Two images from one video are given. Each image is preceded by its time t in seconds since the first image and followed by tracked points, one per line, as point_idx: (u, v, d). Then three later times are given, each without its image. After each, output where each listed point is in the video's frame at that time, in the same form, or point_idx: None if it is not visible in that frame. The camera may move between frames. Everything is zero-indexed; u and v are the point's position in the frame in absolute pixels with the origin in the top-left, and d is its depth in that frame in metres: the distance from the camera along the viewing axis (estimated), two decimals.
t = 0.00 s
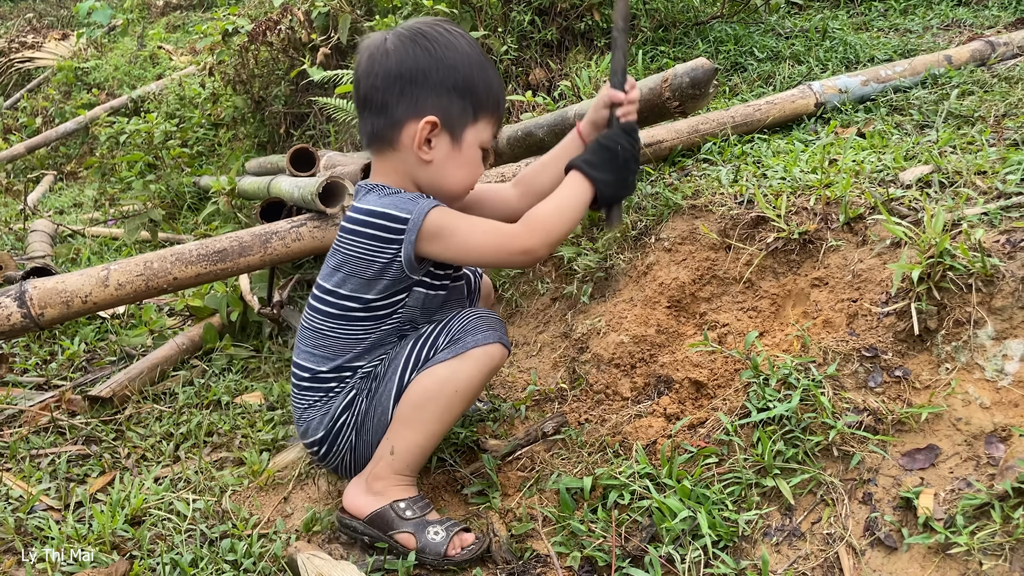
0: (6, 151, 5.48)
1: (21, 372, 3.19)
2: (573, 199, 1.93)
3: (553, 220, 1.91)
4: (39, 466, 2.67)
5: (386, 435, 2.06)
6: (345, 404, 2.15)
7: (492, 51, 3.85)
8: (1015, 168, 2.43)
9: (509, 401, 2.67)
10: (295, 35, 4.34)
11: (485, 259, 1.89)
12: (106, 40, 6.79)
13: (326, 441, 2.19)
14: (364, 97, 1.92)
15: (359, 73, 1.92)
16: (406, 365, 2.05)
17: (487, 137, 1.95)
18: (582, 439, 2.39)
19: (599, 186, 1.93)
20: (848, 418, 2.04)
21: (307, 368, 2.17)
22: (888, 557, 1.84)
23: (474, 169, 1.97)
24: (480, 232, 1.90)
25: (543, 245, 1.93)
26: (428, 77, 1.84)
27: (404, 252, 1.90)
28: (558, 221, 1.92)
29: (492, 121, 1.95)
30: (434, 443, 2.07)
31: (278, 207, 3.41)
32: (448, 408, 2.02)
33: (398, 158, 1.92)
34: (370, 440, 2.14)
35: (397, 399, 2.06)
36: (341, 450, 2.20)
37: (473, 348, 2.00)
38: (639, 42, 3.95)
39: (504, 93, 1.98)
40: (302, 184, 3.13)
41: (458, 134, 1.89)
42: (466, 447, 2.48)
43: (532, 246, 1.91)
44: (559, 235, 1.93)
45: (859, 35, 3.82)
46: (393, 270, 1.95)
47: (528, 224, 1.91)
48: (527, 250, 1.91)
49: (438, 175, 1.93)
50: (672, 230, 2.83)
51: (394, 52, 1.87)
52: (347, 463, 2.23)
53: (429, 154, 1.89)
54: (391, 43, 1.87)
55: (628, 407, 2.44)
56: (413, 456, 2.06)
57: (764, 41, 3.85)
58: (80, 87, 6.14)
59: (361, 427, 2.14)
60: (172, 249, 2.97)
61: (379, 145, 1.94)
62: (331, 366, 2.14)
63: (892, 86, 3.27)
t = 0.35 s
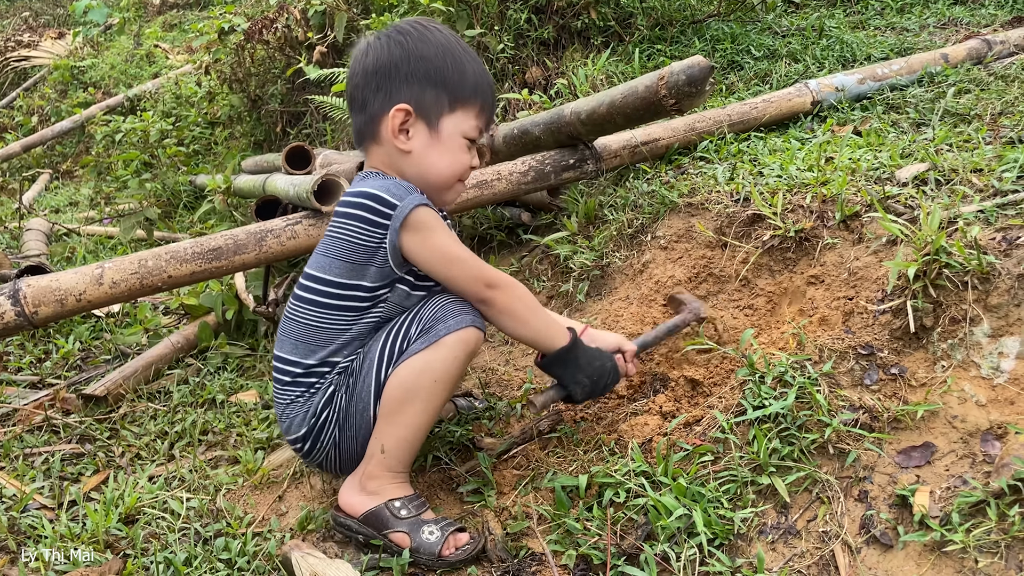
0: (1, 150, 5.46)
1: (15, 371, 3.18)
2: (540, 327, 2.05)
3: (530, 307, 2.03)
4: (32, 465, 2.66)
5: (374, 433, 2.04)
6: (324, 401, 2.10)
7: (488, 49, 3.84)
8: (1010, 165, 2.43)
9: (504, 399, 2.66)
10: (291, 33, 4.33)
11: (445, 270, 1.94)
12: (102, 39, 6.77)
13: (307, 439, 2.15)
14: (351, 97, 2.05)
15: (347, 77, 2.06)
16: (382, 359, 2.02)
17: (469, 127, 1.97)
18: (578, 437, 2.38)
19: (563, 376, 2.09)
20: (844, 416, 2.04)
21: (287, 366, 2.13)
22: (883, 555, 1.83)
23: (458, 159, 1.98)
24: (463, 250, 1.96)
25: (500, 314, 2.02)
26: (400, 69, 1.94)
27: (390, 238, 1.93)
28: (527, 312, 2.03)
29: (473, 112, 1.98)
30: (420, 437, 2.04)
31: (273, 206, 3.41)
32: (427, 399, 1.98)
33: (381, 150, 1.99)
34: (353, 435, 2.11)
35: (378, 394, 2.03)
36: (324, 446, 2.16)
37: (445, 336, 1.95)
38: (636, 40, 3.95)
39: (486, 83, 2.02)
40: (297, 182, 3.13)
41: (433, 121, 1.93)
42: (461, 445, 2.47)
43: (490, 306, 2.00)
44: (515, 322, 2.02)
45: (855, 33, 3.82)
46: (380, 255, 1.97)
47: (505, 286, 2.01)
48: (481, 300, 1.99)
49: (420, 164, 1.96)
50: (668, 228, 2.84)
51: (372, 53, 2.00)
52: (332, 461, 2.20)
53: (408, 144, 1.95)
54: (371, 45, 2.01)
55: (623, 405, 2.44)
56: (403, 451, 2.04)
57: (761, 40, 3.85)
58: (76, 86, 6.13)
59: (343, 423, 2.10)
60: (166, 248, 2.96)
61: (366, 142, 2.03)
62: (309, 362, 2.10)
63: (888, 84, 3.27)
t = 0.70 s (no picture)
0: None
1: (12, 370, 3.18)
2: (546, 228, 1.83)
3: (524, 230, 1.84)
4: (29, 464, 2.65)
5: (372, 436, 2.05)
6: (329, 401, 2.12)
7: (485, 48, 3.84)
8: (1007, 163, 2.43)
9: (501, 398, 2.66)
10: (288, 32, 4.32)
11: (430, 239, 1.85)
12: (99, 37, 6.75)
13: (311, 438, 2.17)
14: (317, 79, 2.01)
15: (311, 59, 2.03)
16: (385, 363, 2.03)
17: (441, 103, 1.96)
18: (575, 435, 2.38)
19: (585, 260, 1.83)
20: (841, 414, 2.04)
21: (292, 363, 2.16)
22: (880, 553, 1.83)
23: (432, 136, 1.96)
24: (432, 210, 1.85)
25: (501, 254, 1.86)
26: (370, 46, 1.93)
27: (359, 224, 1.91)
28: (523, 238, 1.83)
29: (444, 87, 1.97)
30: (419, 441, 2.05)
31: (271, 203, 3.44)
32: (429, 406, 2.00)
33: (353, 131, 1.96)
34: (354, 439, 2.10)
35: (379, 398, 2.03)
36: (326, 446, 2.17)
37: (451, 345, 1.97)
38: (633, 39, 3.95)
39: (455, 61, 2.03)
40: (294, 181, 3.16)
41: (406, 98, 1.91)
42: (459, 444, 2.47)
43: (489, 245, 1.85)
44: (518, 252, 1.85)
45: (852, 32, 3.83)
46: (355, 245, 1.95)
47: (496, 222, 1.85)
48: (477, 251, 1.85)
49: (394, 143, 1.93)
50: (665, 227, 2.84)
51: (338, 32, 1.98)
52: (334, 462, 2.20)
53: (381, 123, 1.92)
54: (336, 24, 2.00)
55: (621, 403, 2.42)
56: (401, 454, 2.05)
57: (758, 39, 3.85)
58: (73, 85, 6.11)
59: (345, 425, 2.10)
60: (163, 246, 2.95)
61: (336, 124, 1.99)
62: (314, 360, 2.12)
63: (885, 83, 3.27)
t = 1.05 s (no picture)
0: None
1: (9, 369, 3.17)
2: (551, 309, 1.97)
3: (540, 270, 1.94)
4: (26, 463, 2.65)
5: (373, 436, 2.06)
6: (336, 400, 2.12)
7: (482, 47, 3.83)
8: (1003, 163, 2.43)
9: (498, 397, 2.66)
10: (285, 31, 4.31)
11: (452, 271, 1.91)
12: (96, 36, 6.74)
13: (316, 437, 2.17)
14: (304, 94, 1.96)
15: (293, 73, 1.95)
16: (394, 367, 2.04)
17: (434, 93, 1.92)
18: (572, 434, 2.38)
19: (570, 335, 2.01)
20: (837, 414, 2.04)
21: (300, 362, 2.15)
22: (876, 552, 1.84)
23: (433, 130, 1.94)
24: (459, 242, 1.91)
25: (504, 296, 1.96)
26: (348, 57, 1.86)
27: (383, 248, 1.90)
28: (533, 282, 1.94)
29: (433, 76, 1.92)
30: (422, 443, 2.07)
31: (267, 203, 3.41)
32: (437, 409, 2.02)
33: (352, 143, 1.94)
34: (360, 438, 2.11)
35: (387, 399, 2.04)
36: (331, 445, 2.17)
37: (462, 353, 1.99)
38: (630, 39, 3.95)
39: (438, 41, 1.95)
40: (291, 180, 3.13)
41: (399, 101, 1.87)
42: (456, 443, 2.47)
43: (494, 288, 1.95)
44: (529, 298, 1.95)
45: (849, 31, 3.83)
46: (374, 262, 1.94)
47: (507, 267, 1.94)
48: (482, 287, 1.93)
49: (396, 148, 1.92)
50: (662, 226, 2.84)
51: (313, 44, 1.88)
52: (337, 460, 2.21)
53: (378, 132, 1.90)
54: (309, 35, 1.89)
55: (617, 402, 2.43)
56: (402, 456, 2.06)
57: (755, 38, 3.85)
58: (70, 84, 6.10)
59: (351, 424, 2.11)
60: (160, 245, 2.95)
61: (333, 137, 1.97)
62: (322, 361, 2.12)
63: (882, 82, 3.28)
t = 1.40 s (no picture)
0: None
1: (6, 369, 3.17)
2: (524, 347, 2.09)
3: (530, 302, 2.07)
4: (23, 463, 2.65)
5: (369, 435, 2.04)
6: (331, 397, 2.11)
7: (480, 47, 3.83)
8: (1000, 162, 2.43)
9: (496, 396, 2.66)
10: (283, 31, 4.30)
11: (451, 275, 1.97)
12: (93, 35, 6.74)
13: (310, 434, 2.16)
14: (312, 102, 2.01)
15: (300, 82, 2.00)
16: (387, 363, 2.02)
17: (437, 92, 1.96)
18: (569, 434, 2.38)
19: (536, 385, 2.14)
20: (834, 413, 2.04)
21: (297, 358, 2.15)
22: (873, 551, 1.84)
23: (438, 128, 1.97)
24: (464, 252, 1.98)
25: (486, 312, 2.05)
26: (352, 61, 1.90)
27: (389, 245, 1.94)
28: (516, 316, 2.06)
29: (436, 75, 1.96)
30: (419, 442, 2.04)
31: (265, 203, 3.41)
32: (430, 407, 1.99)
33: (361, 147, 1.97)
34: (354, 436, 2.10)
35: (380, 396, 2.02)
36: (326, 442, 2.16)
37: (453, 348, 1.95)
38: (628, 38, 3.95)
39: (439, 41, 1.99)
40: (288, 180, 3.13)
41: (403, 101, 1.91)
42: (453, 443, 2.47)
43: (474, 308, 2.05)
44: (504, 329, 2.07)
45: (847, 31, 3.83)
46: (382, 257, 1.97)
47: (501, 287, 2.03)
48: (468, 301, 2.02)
49: (403, 148, 1.96)
50: (660, 226, 2.84)
51: (317, 52, 1.94)
52: (334, 458, 2.20)
53: (386, 132, 1.93)
54: (312, 44, 1.95)
55: (615, 402, 2.44)
56: (398, 454, 2.04)
57: (753, 37, 3.85)
58: (67, 83, 6.09)
59: (345, 421, 2.10)
60: (157, 245, 2.95)
61: (343, 143, 2.01)
62: (318, 356, 2.12)
63: (880, 82, 3.28)
